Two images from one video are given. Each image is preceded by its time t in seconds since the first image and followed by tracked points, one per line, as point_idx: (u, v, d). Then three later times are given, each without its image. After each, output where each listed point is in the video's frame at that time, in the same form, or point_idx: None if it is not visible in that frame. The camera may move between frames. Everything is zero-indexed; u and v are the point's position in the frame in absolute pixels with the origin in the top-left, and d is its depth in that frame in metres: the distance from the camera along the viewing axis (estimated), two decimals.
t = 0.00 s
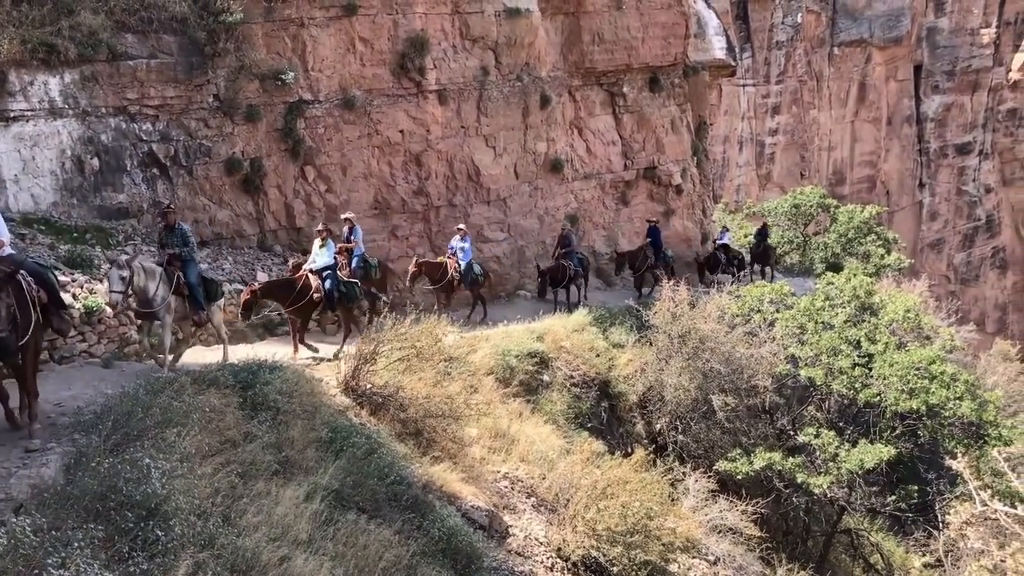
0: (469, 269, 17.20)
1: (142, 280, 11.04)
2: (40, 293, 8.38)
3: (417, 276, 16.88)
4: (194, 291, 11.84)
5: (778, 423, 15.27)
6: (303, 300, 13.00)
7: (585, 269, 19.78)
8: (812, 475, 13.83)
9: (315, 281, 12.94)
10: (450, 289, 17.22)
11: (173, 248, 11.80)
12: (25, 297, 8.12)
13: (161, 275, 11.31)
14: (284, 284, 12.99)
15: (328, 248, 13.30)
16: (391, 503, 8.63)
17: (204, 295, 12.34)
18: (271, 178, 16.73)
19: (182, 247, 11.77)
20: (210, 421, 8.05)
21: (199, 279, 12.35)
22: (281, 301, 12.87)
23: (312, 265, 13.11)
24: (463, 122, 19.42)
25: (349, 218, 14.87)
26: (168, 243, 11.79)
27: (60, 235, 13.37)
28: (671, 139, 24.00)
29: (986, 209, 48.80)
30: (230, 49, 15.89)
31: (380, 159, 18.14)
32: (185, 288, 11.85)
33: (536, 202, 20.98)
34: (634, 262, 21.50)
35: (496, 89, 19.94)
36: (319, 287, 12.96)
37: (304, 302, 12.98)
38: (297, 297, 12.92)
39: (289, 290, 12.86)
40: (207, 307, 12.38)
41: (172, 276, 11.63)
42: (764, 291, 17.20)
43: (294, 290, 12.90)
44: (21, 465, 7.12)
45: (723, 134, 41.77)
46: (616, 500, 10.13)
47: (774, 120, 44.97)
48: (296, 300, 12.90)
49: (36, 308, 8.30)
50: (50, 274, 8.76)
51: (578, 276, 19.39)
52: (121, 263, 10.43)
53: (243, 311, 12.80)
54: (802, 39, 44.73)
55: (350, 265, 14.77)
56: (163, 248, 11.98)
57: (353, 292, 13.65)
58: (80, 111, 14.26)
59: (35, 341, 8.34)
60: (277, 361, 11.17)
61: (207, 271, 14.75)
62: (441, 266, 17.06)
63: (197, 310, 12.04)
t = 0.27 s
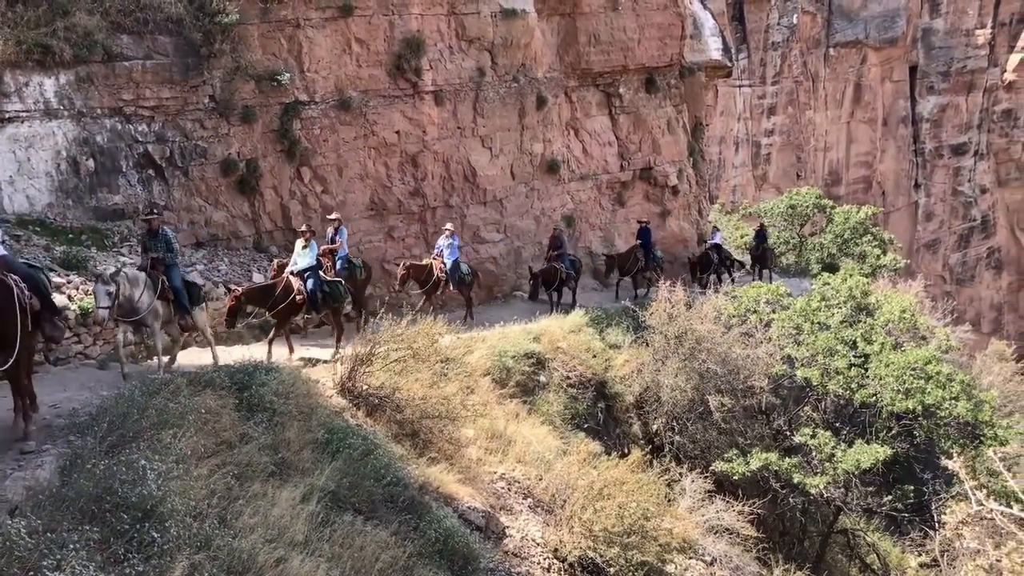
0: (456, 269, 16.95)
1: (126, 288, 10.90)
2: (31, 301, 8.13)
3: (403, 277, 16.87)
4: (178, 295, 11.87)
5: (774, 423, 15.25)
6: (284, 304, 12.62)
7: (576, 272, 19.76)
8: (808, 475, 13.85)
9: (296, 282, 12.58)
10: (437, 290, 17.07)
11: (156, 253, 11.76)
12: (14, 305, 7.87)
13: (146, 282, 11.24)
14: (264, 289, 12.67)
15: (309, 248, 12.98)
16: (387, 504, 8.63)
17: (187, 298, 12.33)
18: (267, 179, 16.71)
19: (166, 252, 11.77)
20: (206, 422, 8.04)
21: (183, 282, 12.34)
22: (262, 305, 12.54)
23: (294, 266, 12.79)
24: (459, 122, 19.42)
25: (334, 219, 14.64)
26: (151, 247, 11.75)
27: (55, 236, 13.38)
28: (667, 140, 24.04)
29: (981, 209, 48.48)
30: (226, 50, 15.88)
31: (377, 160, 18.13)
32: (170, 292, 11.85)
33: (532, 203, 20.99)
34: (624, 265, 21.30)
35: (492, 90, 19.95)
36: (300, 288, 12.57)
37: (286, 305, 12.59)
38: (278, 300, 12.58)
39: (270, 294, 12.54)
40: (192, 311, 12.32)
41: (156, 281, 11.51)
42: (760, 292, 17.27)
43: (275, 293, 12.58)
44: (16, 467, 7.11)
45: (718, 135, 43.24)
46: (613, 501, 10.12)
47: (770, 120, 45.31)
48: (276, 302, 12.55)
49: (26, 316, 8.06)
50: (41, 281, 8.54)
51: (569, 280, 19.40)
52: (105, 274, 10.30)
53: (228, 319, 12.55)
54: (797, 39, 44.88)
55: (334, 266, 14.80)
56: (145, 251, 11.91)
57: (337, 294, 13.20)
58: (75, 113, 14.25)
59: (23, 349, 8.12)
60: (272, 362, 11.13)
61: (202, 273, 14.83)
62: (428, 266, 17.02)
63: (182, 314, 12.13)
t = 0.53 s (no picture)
0: (445, 268, 16.91)
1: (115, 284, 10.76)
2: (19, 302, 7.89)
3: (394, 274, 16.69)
4: (163, 292, 11.62)
5: (770, 423, 15.33)
6: (271, 304, 12.50)
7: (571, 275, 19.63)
8: (805, 475, 13.87)
9: (283, 281, 12.53)
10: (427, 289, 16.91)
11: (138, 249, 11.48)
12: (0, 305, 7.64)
13: (134, 279, 11.12)
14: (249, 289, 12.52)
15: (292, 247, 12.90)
16: (385, 504, 8.62)
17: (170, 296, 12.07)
18: (264, 178, 16.69)
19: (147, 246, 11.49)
20: (202, 422, 8.03)
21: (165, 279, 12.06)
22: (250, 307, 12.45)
23: (279, 266, 12.71)
24: (456, 122, 19.41)
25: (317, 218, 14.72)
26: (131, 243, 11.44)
27: (52, 235, 13.38)
28: (664, 139, 24.06)
29: (978, 210, 48.98)
30: (223, 49, 15.84)
31: (374, 159, 18.11)
32: (155, 290, 11.60)
33: (529, 202, 20.99)
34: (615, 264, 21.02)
35: (489, 89, 19.94)
36: (287, 287, 12.52)
37: (274, 306, 12.53)
38: (265, 300, 12.46)
39: (257, 296, 12.44)
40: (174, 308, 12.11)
41: (141, 280, 11.35)
42: (756, 291, 17.29)
43: (262, 295, 12.47)
44: (12, 466, 7.10)
45: (716, 134, 43.50)
46: (610, 501, 10.10)
47: (766, 121, 45.39)
48: (264, 303, 12.45)
49: (12, 317, 7.80)
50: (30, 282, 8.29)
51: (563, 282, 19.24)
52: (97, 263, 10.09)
53: (217, 320, 12.45)
54: (794, 39, 44.96)
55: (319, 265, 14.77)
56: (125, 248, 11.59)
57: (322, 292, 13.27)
58: (71, 112, 14.22)
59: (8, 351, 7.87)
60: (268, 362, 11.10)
61: (199, 272, 14.85)
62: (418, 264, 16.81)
63: (167, 312, 11.82)
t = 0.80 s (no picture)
0: (434, 270, 16.75)
1: (103, 282, 10.67)
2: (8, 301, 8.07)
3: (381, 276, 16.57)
4: (154, 288, 11.51)
5: (768, 422, 15.30)
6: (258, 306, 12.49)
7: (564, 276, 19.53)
8: (802, 474, 13.90)
9: (269, 283, 12.48)
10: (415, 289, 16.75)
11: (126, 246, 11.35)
12: None
13: (123, 275, 11.01)
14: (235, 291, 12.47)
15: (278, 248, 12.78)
16: (382, 503, 8.60)
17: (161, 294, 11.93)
18: (261, 178, 16.66)
19: (134, 243, 11.38)
20: (200, 422, 8.01)
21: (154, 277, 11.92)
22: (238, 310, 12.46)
23: (265, 267, 12.60)
24: (453, 121, 19.40)
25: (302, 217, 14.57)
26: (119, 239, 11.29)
27: (49, 234, 13.44)
28: (662, 138, 24.06)
29: (975, 209, 49.01)
30: (220, 48, 15.81)
31: (371, 158, 18.10)
32: (145, 288, 11.49)
33: (527, 201, 20.99)
34: (607, 264, 21.29)
35: (486, 88, 19.93)
36: (273, 289, 12.52)
37: (261, 307, 12.48)
38: (251, 302, 12.43)
39: (243, 298, 12.41)
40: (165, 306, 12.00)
41: (131, 274, 11.25)
42: (754, 291, 17.31)
43: (249, 295, 12.43)
44: (10, 466, 7.11)
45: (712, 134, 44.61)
46: (607, 500, 10.10)
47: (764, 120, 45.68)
48: (251, 305, 12.43)
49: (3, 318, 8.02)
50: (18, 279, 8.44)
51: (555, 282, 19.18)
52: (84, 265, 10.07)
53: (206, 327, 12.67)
54: (791, 39, 45.13)
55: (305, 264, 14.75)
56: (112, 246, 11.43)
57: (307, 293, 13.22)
58: (68, 111, 14.18)
59: None
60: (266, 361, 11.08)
61: (196, 272, 14.83)
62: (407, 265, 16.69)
63: (158, 308, 11.68)
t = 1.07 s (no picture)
0: (424, 268, 16.51)
1: (90, 283, 10.51)
2: None
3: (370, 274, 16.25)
4: (145, 288, 11.33)
5: (767, 420, 15.25)
6: (246, 307, 12.38)
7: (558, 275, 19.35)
8: (801, 472, 13.93)
9: (256, 282, 12.45)
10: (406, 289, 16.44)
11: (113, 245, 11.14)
12: None
13: (110, 276, 10.81)
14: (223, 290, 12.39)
15: (264, 245, 12.78)
16: (382, 501, 8.60)
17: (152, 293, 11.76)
18: (260, 176, 16.65)
19: (123, 243, 11.18)
20: (199, 420, 8.01)
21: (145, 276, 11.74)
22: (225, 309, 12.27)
23: (251, 265, 12.61)
24: (453, 119, 19.39)
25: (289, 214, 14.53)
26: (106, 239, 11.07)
27: (49, 233, 13.52)
28: (661, 136, 24.05)
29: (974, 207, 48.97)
30: (219, 46, 15.81)
31: (370, 156, 18.09)
32: (134, 288, 11.32)
33: (526, 199, 20.99)
34: (599, 261, 20.92)
35: (485, 86, 19.91)
36: (260, 288, 12.47)
37: (249, 305, 12.37)
38: (239, 302, 12.31)
39: (231, 297, 12.24)
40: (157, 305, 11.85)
41: (120, 274, 11.04)
42: (753, 289, 17.33)
43: (237, 295, 12.30)
44: (10, 464, 7.12)
45: (712, 132, 43.82)
46: (607, 498, 10.13)
47: (763, 117, 45.35)
48: (238, 306, 12.29)
49: None
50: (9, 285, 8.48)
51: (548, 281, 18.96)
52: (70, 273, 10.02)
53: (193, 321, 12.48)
54: (790, 36, 45.05)
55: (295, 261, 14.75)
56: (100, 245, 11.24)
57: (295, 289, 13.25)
58: (67, 109, 14.16)
59: None
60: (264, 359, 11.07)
61: (196, 271, 14.85)
62: (396, 263, 16.31)
63: (150, 308, 11.53)
